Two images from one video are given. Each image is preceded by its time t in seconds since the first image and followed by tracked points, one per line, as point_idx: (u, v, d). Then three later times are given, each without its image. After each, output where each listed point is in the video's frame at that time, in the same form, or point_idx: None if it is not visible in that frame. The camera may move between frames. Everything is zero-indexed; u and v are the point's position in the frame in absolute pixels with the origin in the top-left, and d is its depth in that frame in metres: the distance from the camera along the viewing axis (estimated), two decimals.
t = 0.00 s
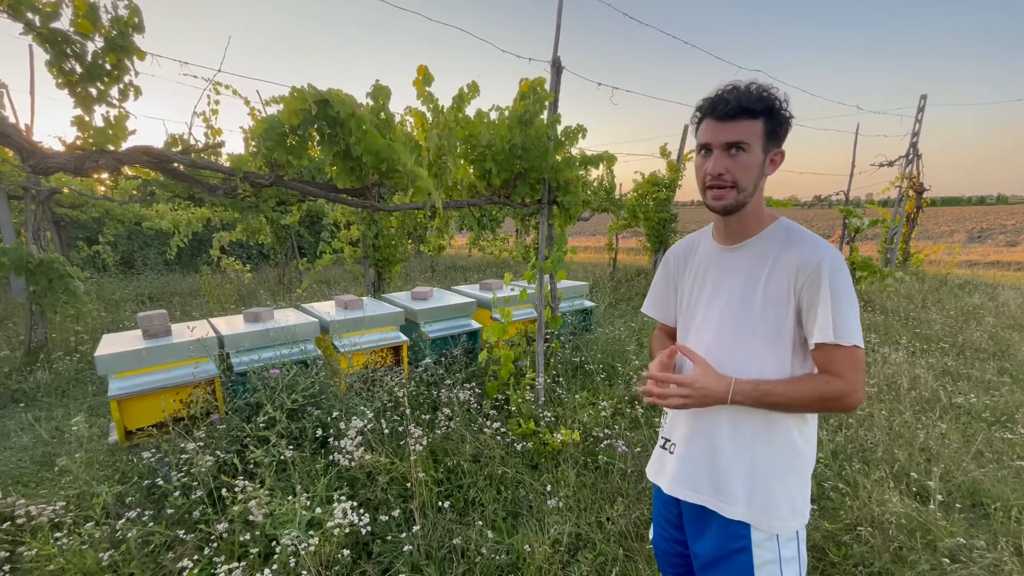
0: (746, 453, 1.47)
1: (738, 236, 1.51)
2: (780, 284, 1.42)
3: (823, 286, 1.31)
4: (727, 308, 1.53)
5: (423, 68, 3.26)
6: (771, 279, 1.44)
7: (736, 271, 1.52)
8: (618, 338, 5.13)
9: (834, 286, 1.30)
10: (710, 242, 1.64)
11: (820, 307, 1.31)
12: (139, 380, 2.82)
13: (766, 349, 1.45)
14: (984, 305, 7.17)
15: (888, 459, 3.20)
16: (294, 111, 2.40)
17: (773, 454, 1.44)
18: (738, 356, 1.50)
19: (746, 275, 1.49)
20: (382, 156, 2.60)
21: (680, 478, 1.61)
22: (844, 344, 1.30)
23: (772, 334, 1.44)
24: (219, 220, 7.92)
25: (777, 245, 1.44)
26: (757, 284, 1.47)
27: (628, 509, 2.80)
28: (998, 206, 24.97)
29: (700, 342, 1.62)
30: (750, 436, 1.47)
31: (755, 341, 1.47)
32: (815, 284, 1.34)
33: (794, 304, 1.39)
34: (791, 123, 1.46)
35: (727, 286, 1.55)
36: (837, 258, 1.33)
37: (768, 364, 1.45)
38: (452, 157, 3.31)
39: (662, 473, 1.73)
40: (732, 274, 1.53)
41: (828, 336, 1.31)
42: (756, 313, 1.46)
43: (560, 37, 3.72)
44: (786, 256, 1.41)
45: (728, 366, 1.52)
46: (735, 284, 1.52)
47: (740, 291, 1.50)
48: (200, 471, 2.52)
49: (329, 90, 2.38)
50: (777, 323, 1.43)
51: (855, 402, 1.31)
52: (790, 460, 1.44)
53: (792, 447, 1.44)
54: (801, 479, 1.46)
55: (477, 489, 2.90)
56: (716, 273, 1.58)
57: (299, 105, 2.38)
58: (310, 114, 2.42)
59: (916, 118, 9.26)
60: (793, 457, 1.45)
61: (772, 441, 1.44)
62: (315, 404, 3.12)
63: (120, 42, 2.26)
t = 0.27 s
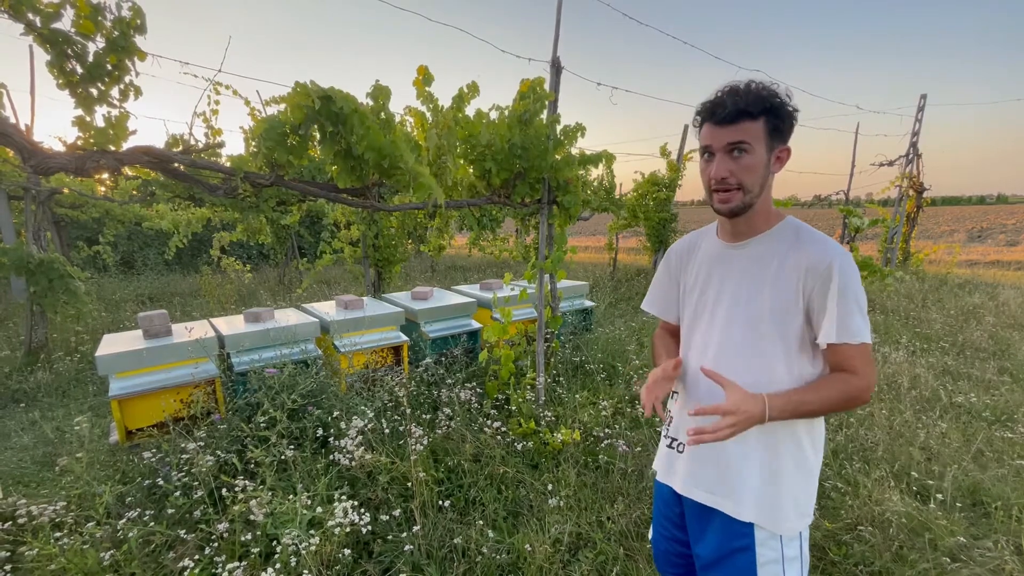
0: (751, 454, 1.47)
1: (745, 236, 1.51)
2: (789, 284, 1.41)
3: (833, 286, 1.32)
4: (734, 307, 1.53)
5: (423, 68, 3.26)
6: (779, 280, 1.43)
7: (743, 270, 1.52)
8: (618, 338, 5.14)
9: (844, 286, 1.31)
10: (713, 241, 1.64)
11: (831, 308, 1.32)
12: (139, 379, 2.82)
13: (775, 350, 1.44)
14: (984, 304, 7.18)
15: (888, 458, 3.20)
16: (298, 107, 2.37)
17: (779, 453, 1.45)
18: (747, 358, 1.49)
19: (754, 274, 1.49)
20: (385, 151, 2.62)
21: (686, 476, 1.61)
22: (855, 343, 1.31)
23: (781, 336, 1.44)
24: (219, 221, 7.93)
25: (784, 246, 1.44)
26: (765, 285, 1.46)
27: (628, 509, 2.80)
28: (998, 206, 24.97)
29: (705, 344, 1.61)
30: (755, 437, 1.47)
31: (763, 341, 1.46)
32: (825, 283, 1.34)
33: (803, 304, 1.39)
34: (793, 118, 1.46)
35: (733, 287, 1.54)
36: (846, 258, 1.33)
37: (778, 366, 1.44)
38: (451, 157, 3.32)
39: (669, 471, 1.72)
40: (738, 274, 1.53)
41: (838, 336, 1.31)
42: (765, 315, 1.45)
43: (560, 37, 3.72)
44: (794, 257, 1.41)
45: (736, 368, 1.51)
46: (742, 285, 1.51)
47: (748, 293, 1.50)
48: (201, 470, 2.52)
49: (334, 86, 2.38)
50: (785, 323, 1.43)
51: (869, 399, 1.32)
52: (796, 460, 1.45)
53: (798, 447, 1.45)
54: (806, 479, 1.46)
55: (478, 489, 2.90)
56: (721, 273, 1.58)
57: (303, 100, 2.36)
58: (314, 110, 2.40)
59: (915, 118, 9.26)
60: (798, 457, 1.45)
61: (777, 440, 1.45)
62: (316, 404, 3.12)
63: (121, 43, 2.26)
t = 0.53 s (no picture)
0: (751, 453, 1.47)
1: (743, 236, 1.52)
2: (791, 282, 1.41)
3: (836, 284, 1.32)
4: (735, 306, 1.52)
5: (423, 68, 3.27)
6: (781, 278, 1.43)
7: (744, 268, 1.51)
8: (619, 338, 5.14)
9: (847, 285, 1.31)
10: (711, 240, 1.64)
11: (834, 306, 1.32)
12: (140, 380, 2.82)
13: (778, 350, 1.44)
14: (985, 303, 7.17)
15: (889, 457, 3.20)
16: (299, 104, 2.39)
17: (780, 452, 1.44)
18: (749, 358, 1.49)
19: (755, 272, 1.48)
20: (386, 150, 2.63)
21: (688, 472, 1.62)
22: (859, 339, 1.32)
23: (784, 334, 1.43)
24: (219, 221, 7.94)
25: (784, 245, 1.43)
26: (767, 284, 1.45)
27: (628, 508, 2.80)
28: (999, 205, 24.96)
29: (706, 343, 1.60)
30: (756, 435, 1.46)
31: (765, 340, 1.46)
32: (828, 282, 1.34)
33: (805, 302, 1.39)
34: (790, 115, 1.45)
35: (734, 286, 1.53)
36: (848, 256, 1.33)
37: (782, 365, 1.44)
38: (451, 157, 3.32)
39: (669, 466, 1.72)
40: (739, 272, 1.52)
41: (841, 334, 1.32)
42: (768, 314, 1.45)
43: (560, 37, 3.72)
44: (795, 256, 1.40)
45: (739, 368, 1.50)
46: (743, 284, 1.51)
47: (749, 292, 1.49)
48: (201, 470, 2.52)
49: (336, 84, 2.39)
50: (787, 322, 1.42)
51: (876, 394, 1.34)
52: (797, 459, 1.44)
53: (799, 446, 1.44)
54: (807, 477, 1.46)
55: (478, 488, 2.90)
56: (721, 271, 1.57)
57: (306, 97, 2.37)
58: (315, 109, 2.41)
59: (916, 117, 9.26)
60: (800, 455, 1.45)
61: (778, 440, 1.44)
62: (316, 404, 3.12)
63: (121, 43, 2.26)
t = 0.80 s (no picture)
0: (738, 452, 1.47)
1: (734, 236, 1.52)
2: (777, 284, 1.42)
3: (821, 286, 1.32)
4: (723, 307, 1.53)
5: (423, 68, 3.27)
6: (768, 279, 1.43)
7: (732, 269, 1.52)
8: (619, 337, 5.14)
9: (831, 287, 1.31)
10: (704, 241, 1.64)
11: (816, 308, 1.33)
12: (140, 380, 2.83)
13: (765, 349, 1.45)
14: (985, 302, 7.17)
15: (889, 457, 3.19)
16: (297, 106, 2.36)
17: (767, 453, 1.44)
18: (737, 358, 1.49)
19: (742, 273, 1.49)
20: (385, 150, 2.63)
21: (679, 470, 1.63)
22: (841, 342, 1.32)
23: (771, 335, 1.44)
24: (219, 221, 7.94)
25: (772, 246, 1.44)
26: (754, 285, 1.46)
27: (628, 508, 2.80)
28: (999, 204, 24.95)
29: (697, 344, 1.62)
30: (744, 435, 1.46)
31: (752, 341, 1.47)
32: (812, 283, 1.35)
33: (791, 303, 1.40)
34: (777, 115, 1.45)
35: (724, 286, 1.54)
36: (833, 258, 1.33)
37: (768, 365, 1.45)
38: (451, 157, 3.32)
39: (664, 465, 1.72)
40: (727, 273, 1.53)
41: (824, 335, 1.33)
42: (755, 314, 1.45)
43: (559, 36, 3.72)
44: (782, 257, 1.41)
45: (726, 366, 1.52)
46: (731, 284, 1.52)
47: (738, 292, 1.50)
48: (201, 470, 2.52)
49: (335, 87, 2.38)
50: (773, 323, 1.43)
51: (854, 395, 1.34)
52: (785, 459, 1.45)
53: (787, 446, 1.45)
54: (795, 477, 1.46)
55: (478, 488, 2.90)
56: (710, 272, 1.58)
57: (304, 100, 2.35)
58: (315, 110, 2.40)
59: (916, 116, 9.25)
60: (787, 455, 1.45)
61: (770, 438, 1.44)
62: (316, 404, 3.12)
63: (120, 43, 2.26)
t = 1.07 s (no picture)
0: (728, 447, 1.48)
1: (725, 236, 1.52)
2: (767, 284, 1.42)
3: (810, 287, 1.33)
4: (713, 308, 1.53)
5: (423, 68, 3.27)
6: (757, 279, 1.44)
7: (722, 270, 1.52)
8: (620, 337, 5.14)
9: (820, 288, 1.32)
10: (695, 240, 1.63)
11: (805, 308, 1.33)
12: (141, 380, 2.83)
13: (753, 348, 1.45)
14: (987, 301, 7.16)
15: (891, 456, 3.19)
16: (299, 103, 2.36)
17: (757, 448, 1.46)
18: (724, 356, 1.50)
19: (732, 274, 1.49)
20: (386, 149, 2.62)
21: (670, 470, 1.62)
22: (825, 342, 1.33)
23: (760, 333, 1.44)
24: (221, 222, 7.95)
25: (763, 246, 1.44)
26: (744, 286, 1.46)
27: (630, 508, 2.80)
28: (1001, 203, 24.91)
29: (687, 345, 1.61)
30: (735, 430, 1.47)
31: (741, 341, 1.47)
32: (802, 284, 1.35)
33: (780, 304, 1.41)
34: (777, 119, 1.45)
35: (714, 285, 1.54)
36: (823, 259, 1.34)
37: (757, 365, 1.45)
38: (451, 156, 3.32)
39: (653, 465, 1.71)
40: (718, 274, 1.53)
41: (812, 335, 1.34)
42: (744, 313, 1.46)
43: (560, 36, 3.72)
44: (772, 257, 1.41)
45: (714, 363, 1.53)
46: (721, 283, 1.52)
47: (728, 291, 1.50)
48: (203, 470, 2.53)
49: (336, 84, 2.38)
50: (763, 323, 1.43)
51: (835, 393, 1.36)
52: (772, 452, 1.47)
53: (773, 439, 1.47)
54: (782, 473, 1.48)
55: (479, 488, 2.90)
56: (701, 273, 1.58)
57: (305, 97, 2.35)
58: (316, 108, 2.40)
59: (917, 115, 9.23)
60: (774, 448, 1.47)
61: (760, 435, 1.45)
62: (317, 404, 3.12)
63: (121, 43, 2.26)
